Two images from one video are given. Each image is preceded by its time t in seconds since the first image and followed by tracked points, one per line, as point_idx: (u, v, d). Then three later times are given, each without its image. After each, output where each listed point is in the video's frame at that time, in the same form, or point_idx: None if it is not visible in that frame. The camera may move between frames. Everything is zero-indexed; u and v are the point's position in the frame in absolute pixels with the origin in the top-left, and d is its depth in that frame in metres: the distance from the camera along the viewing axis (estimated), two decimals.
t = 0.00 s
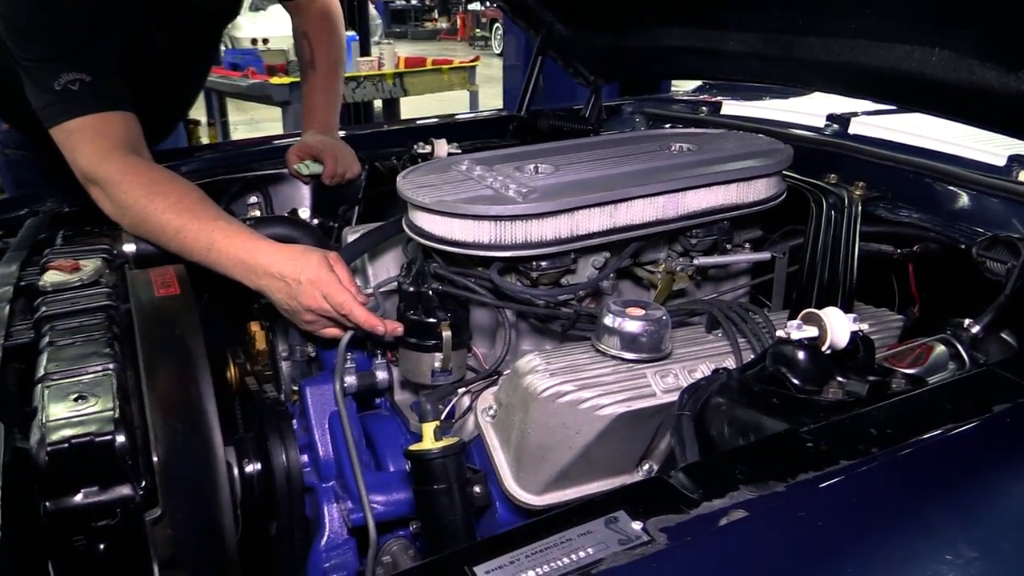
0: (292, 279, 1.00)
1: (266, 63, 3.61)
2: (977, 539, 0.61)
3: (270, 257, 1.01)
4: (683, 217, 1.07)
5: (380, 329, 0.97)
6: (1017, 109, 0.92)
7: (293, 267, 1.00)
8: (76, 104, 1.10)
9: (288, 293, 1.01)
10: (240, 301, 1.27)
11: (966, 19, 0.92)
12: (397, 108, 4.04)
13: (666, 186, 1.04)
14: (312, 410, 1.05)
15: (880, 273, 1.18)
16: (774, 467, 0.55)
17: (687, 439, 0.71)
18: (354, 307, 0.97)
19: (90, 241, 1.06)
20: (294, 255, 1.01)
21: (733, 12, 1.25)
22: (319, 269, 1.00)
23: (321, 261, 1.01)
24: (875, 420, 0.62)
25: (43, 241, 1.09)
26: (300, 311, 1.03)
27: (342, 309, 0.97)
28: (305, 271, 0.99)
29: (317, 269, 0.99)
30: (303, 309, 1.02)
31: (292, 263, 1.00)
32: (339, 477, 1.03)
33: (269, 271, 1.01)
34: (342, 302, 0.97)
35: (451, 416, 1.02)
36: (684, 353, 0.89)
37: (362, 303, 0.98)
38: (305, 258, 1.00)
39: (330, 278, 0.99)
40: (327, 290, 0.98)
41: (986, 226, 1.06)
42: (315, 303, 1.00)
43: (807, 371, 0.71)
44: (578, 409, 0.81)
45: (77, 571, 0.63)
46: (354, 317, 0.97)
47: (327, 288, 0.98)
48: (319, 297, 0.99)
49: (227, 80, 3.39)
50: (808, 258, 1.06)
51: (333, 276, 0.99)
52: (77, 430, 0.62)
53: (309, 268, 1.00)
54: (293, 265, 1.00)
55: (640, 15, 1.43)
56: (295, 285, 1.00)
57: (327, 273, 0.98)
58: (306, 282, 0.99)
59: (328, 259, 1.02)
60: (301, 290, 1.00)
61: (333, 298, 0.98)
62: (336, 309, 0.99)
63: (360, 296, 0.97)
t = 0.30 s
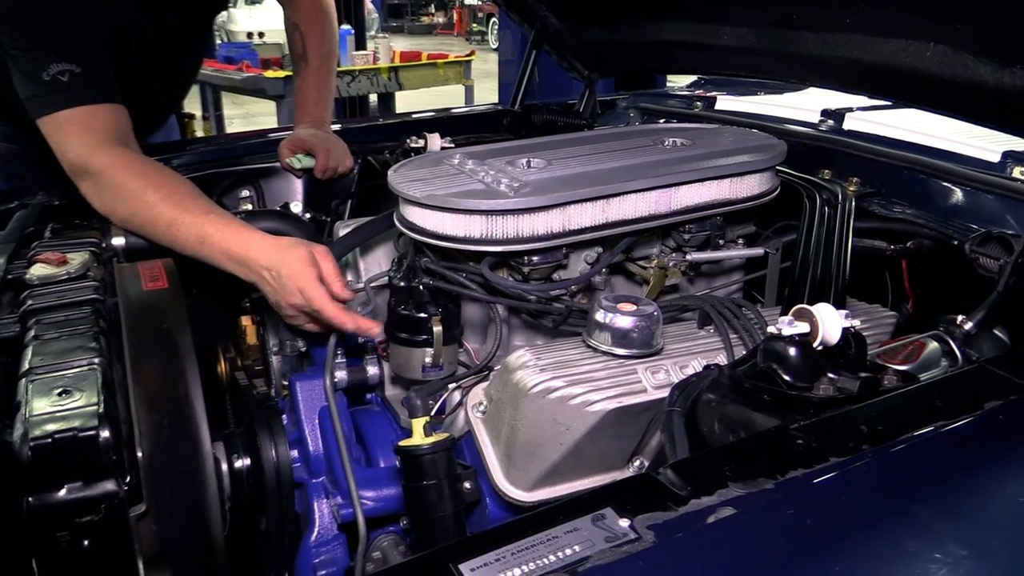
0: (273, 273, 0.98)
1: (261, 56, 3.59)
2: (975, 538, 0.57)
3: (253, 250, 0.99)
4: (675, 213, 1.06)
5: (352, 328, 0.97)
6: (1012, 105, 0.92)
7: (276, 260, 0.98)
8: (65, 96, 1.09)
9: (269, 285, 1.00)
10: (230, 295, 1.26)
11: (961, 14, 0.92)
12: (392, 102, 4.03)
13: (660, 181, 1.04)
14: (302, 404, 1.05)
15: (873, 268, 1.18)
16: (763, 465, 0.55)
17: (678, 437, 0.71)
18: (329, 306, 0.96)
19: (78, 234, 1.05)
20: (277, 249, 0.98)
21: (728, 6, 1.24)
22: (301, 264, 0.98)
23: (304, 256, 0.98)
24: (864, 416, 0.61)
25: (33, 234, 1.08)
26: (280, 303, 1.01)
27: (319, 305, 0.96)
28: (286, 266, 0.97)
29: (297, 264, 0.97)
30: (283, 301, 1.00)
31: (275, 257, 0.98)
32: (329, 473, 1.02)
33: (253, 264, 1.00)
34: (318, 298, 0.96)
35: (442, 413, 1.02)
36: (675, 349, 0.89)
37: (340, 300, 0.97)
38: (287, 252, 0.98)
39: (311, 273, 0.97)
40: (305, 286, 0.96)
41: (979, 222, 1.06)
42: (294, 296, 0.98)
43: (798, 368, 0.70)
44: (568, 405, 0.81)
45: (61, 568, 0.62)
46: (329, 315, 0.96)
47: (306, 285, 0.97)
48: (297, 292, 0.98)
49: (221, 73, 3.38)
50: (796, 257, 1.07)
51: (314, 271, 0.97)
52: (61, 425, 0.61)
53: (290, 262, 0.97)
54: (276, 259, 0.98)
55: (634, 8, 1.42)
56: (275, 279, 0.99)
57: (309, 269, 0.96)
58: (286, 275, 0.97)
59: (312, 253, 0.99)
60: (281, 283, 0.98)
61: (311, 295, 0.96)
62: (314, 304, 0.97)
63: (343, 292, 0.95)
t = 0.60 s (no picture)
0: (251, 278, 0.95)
1: (250, 59, 3.58)
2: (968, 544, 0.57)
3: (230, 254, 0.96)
4: (666, 217, 1.06)
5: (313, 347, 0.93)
6: (1001, 109, 0.92)
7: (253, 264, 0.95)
8: (50, 100, 1.08)
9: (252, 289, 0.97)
10: (219, 300, 1.25)
11: (950, 18, 0.92)
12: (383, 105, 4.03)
13: (651, 186, 1.03)
14: (291, 411, 1.04)
15: (864, 272, 1.18)
16: (755, 473, 0.55)
17: (670, 444, 0.71)
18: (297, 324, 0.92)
19: (64, 240, 1.04)
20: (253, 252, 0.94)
21: (718, 10, 1.24)
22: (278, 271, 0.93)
23: (282, 260, 0.93)
24: (857, 423, 0.61)
25: (17, 240, 1.07)
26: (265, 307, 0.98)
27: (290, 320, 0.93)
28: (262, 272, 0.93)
29: (273, 274, 0.92)
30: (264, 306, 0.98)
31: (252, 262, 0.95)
32: (318, 479, 1.02)
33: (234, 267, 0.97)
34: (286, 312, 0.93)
35: (432, 419, 1.00)
36: (667, 355, 0.89)
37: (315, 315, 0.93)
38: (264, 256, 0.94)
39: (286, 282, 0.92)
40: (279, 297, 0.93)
41: (969, 227, 1.06)
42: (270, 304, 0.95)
43: (790, 373, 0.70)
44: (559, 412, 0.81)
45: None
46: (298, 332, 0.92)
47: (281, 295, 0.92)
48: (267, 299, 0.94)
49: (210, 76, 3.36)
50: (791, 259, 1.06)
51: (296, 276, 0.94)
52: (46, 435, 0.60)
53: (265, 267, 0.93)
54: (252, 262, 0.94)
55: (625, 12, 1.42)
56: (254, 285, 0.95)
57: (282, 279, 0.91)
58: (260, 283, 0.93)
59: (292, 257, 0.93)
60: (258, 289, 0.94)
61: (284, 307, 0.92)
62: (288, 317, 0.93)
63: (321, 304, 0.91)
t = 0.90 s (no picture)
0: (267, 277, 0.98)
1: (240, 61, 3.57)
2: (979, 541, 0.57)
3: (242, 252, 0.98)
4: (665, 218, 1.06)
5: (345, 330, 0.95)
6: (1000, 110, 0.93)
7: (264, 262, 0.97)
8: (43, 101, 1.07)
9: (265, 290, 0.99)
10: (214, 303, 1.24)
11: (948, 20, 0.92)
12: (374, 106, 4.02)
13: (649, 187, 1.03)
14: (289, 413, 1.03)
15: (861, 272, 1.18)
16: (763, 474, 0.55)
17: (674, 445, 0.70)
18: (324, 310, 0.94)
19: (57, 242, 1.02)
20: (264, 250, 0.98)
21: (715, 11, 1.24)
22: (296, 268, 0.97)
23: (297, 257, 0.98)
24: (862, 424, 0.61)
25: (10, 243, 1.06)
26: (278, 308, 1.01)
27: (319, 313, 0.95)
28: (279, 269, 0.97)
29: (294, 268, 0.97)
30: (281, 308, 1.00)
31: (266, 259, 0.97)
32: (316, 483, 1.01)
33: (244, 267, 0.99)
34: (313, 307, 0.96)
35: (431, 422, 1.00)
36: (667, 356, 0.88)
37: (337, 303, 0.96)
38: (278, 254, 0.98)
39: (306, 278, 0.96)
40: (303, 293, 0.96)
41: (965, 227, 1.07)
42: (292, 303, 0.98)
43: (794, 374, 0.70)
44: (561, 414, 0.80)
45: None
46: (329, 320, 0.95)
47: (304, 291, 0.96)
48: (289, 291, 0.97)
49: (200, 78, 3.35)
50: (791, 260, 1.05)
51: (308, 277, 0.97)
52: (44, 441, 0.59)
53: (283, 265, 0.97)
54: (264, 259, 0.97)
55: (620, 13, 1.42)
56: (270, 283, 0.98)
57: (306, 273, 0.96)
58: (278, 279, 0.97)
59: (305, 254, 0.98)
60: (277, 289, 0.98)
61: (312, 300, 0.96)
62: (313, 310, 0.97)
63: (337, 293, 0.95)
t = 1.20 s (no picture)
0: (277, 276, 0.98)
1: (239, 60, 3.56)
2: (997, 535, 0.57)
3: (253, 251, 0.99)
4: (673, 216, 1.06)
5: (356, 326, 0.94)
6: (1007, 106, 0.93)
7: (273, 260, 0.98)
8: (46, 100, 1.06)
9: (274, 291, 0.99)
10: (219, 302, 1.24)
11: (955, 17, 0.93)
12: (372, 106, 4.02)
13: (657, 184, 1.03)
14: (297, 413, 1.03)
15: (867, 268, 1.18)
16: (780, 469, 0.55)
17: (687, 443, 0.70)
18: (338, 305, 0.95)
19: (63, 243, 1.02)
20: (275, 250, 0.98)
21: (719, 9, 1.24)
22: (307, 267, 0.98)
23: (308, 257, 0.99)
24: (878, 419, 0.61)
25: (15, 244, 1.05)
26: (286, 310, 1.01)
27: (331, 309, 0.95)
28: (290, 268, 0.98)
29: (304, 266, 0.97)
30: (289, 309, 1.00)
31: (278, 258, 0.98)
32: (325, 483, 1.01)
33: (253, 267, 0.99)
34: (324, 304, 0.96)
35: (440, 421, 0.99)
36: (677, 353, 0.88)
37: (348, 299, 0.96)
38: (291, 253, 0.98)
39: (317, 275, 0.97)
40: (314, 289, 0.96)
41: (970, 223, 1.07)
42: (301, 302, 0.98)
43: (807, 370, 0.70)
44: (573, 411, 0.80)
45: None
46: (341, 316, 0.95)
47: (315, 287, 0.96)
48: (299, 289, 0.97)
49: (199, 77, 3.34)
50: (799, 257, 1.05)
51: (320, 274, 0.97)
52: (59, 441, 0.59)
53: (294, 263, 0.98)
54: (274, 258, 0.98)
55: (623, 10, 1.42)
56: (279, 282, 0.98)
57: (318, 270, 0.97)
58: (289, 276, 0.97)
59: (315, 255, 0.99)
60: (287, 288, 0.98)
61: (324, 296, 0.96)
62: (323, 308, 0.96)
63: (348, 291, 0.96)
